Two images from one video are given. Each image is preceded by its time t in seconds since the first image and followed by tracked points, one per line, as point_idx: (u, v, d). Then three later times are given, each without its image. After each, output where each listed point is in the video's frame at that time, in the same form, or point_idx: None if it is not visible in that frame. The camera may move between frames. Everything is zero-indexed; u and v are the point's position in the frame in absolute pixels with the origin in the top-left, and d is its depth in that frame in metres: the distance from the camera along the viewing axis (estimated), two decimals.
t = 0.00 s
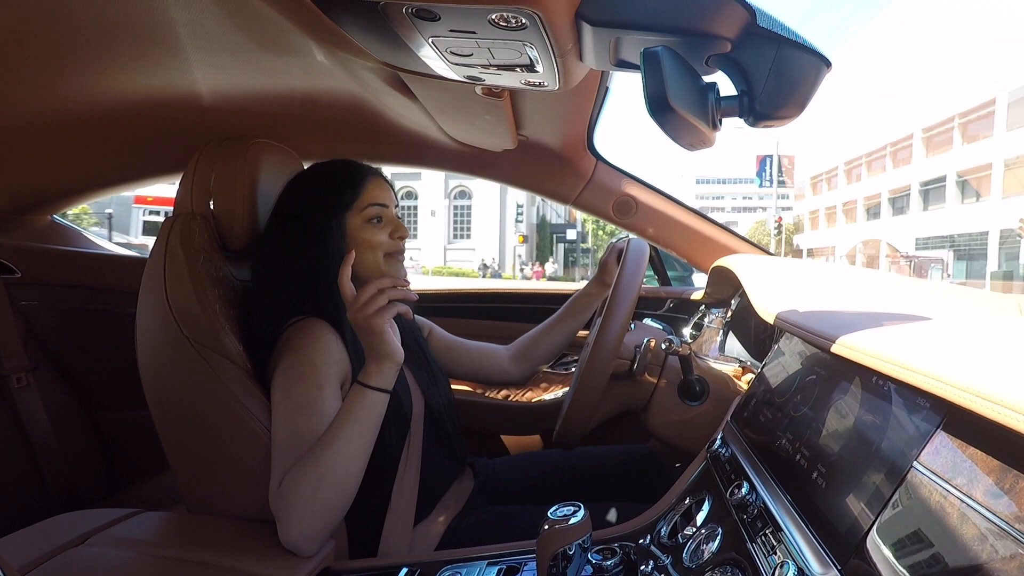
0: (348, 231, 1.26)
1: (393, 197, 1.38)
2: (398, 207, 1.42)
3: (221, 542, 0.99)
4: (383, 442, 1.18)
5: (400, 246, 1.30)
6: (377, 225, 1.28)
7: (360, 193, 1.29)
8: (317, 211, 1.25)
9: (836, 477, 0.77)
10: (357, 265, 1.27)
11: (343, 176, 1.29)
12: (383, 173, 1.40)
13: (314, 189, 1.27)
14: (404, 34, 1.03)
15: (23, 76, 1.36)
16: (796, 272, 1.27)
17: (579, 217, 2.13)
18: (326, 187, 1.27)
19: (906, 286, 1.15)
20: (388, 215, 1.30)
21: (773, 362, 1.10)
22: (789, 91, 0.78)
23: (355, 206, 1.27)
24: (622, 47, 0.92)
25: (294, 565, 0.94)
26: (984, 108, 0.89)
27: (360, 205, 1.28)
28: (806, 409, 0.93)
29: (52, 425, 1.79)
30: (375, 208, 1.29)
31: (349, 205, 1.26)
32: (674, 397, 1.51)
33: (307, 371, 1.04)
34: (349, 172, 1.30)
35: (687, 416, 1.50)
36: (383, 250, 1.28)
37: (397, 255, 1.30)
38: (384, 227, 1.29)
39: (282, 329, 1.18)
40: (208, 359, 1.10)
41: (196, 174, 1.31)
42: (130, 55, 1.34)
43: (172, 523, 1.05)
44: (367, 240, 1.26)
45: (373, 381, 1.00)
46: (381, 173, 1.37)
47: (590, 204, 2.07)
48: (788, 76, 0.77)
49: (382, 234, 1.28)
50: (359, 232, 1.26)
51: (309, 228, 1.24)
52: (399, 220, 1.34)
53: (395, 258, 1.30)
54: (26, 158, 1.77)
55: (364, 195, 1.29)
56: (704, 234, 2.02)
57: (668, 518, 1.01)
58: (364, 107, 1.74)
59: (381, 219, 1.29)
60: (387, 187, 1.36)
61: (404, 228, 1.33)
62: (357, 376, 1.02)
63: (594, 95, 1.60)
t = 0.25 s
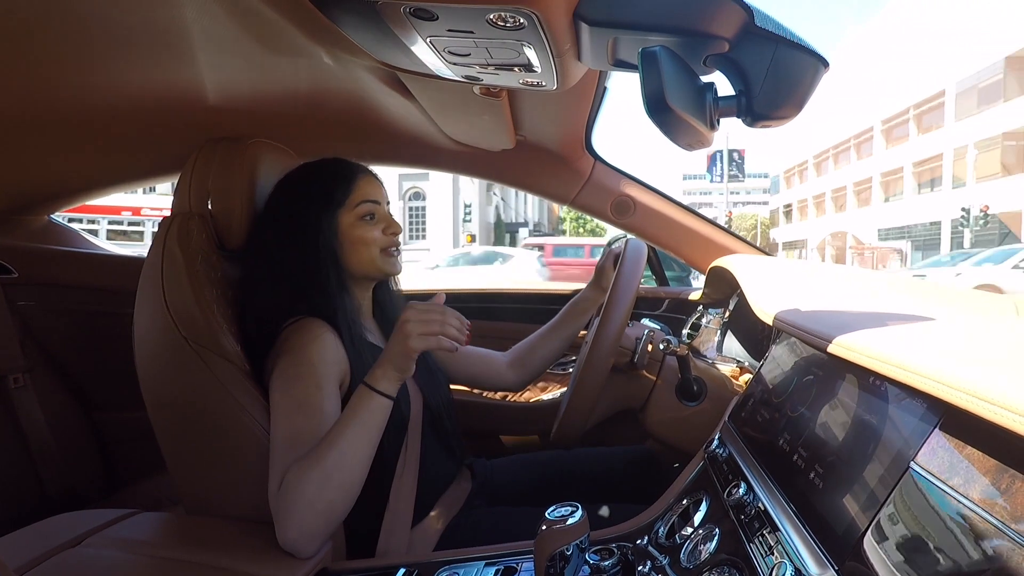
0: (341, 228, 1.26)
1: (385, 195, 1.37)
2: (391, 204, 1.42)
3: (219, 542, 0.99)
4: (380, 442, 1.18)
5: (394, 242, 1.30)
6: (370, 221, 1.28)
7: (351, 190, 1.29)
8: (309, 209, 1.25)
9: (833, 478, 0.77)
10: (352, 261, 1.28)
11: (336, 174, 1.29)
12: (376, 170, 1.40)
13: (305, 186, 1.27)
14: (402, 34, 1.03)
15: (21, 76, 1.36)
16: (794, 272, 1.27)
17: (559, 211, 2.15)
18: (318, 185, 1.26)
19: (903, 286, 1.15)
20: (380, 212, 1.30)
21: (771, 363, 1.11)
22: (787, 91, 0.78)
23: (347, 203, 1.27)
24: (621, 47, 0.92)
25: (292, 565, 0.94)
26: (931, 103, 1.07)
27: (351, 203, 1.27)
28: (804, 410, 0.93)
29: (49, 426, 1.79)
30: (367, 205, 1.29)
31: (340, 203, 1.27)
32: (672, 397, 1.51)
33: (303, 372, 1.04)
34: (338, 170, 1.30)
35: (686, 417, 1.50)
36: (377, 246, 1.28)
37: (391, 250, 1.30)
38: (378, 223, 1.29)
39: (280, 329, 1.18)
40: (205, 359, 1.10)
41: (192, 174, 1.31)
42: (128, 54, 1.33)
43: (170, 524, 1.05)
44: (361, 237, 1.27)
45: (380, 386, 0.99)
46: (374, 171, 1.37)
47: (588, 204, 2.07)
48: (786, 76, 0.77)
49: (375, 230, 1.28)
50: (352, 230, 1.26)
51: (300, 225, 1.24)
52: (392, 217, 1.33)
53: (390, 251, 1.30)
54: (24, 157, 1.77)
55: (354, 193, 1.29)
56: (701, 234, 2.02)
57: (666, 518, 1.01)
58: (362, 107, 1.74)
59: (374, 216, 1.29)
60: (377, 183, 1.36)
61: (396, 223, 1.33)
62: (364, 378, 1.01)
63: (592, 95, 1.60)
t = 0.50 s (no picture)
0: (345, 236, 1.26)
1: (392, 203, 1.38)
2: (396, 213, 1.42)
3: (215, 547, 0.99)
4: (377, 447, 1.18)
5: (397, 251, 1.32)
6: (375, 231, 1.29)
7: (358, 199, 1.28)
8: (314, 217, 1.24)
9: (830, 482, 0.77)
10: (355, 271, 1.28)
11: (343, 183, 1.29)
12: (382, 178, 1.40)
13: (309, 194, 1.27)
14: (399, 38, 1.03)
15: (18, 79, 1.35)
16: (791, 276, 1.27)
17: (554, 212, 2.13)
18: (322, 193, 1.26)
19: (898, 291, 1.16)
20: (385, 222, 1.31)
21: (768, 367, 1.11)
22: (784, 95, 0.78)
23: (353, 212, 1.27)
24: (618, 52, 0.93)
25: (288, 570, 0.93)
26: (893, 104, 1.11)
27: (358, 212, 1.27)
28: (801, 414, 0.93)
29: (45, 431, 1.78)
30: (373, 215, 1.29)
31: (348, 211, 1.26)
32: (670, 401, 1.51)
33: (302, 379, 1.04)
34: (347, 178, 1.30)
35: (683, 421, 1.50)
36: (380, 257, 1.29)
37: (393, 261, 1.32)
38: (382, 234, 1.30)
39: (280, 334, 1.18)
40: (203, 364, 1.10)
41: (191, 178, 1.31)
42: (125, 58, 1.33)
43: (166, 529, 1.04)
44: (366, 247, 1.27)
45: (383, 392, 0.99)
46: (380, 179, 1.37)
47: (586, 208, 2.07)
48: (783, 80, 0.77)
49: (380, 242, 1.29)
50: (357, 240, 1.26)
51: (305, 232, 1.24)
52: (396, 226, 1.34)
53: (392, 263, 1.32)
54: (21, 161, 1.76)
55: (363, 201, 1.29)
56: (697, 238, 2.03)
57: (664, 522, 1.01)
58: (360, 111, 1.74)
59: (379, 226, 1.30)
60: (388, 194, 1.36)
61: (400, 234, 1.34)
62: (367, 385, 1.01)
63: (589, 98, 1.60)
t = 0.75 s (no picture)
0: (343, 235, 1.25)
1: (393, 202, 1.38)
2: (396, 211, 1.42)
3: (214, 547, 0.99)
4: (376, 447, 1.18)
5: (396, 251, 1.31)
6: (374, 230, 1.29)
7: (359, 198, 1.28)
8: (313, 215, 1.24)
9: (829, 482, 0.77)
10: (354, 270, 1.28)
11: (344, 181, 1.28)
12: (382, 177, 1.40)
13: (308, 193, 1.27)
14: (398, 37, 1.03)
15: (16, 78, 1.35)
16: (790, 276, 1.27)
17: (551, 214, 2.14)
18: (321, 191, 1.26)
19: (897, 291, 1.16)
20: (385, 221, 1.31)
21: (767, 366, 1.11)
22: (782, 94, 0.78)
23: (353, 211, 1.27)
24: (616, 51, 0.93)
25: (287, 570, 0.93)
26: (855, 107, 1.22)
27: (358, 211, 1.27)
28: (800, 413, 0.93)
29: (43, 430, 1.78)
30: (372, 214, 1.29)
31: (347, 210, 1.26)
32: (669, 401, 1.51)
33: (302, 378, 1.04)
34: (347, 177, 1.29)
35: (682, 420, 1.50)
36: (379, 255, 1.29)
37: (392, 260, 1.32)
38: (381, 233, 1.30)
39: (278, 333, 1.18)
40: (202, 362, 1.10)
41: (190, 177, 1.31)
42: (123, 57, 1.33)
43: (165, 528, 1.04)
44: (365, 246, 1.27)
45: (386, 395, 0.99)
46: (380, 178, 1.37)
47: (585, 208, 2.07)
48: (782, 79, 0.77)
49: (379, 241, 1.29)
50: (356, 239, 1.26)
51: (304, 232, 1.23)
52: (396, 225, 1.34)
53: (391, 262, 1.32)
54: (20, 160, 1.76)
55: (362, 200, 1.28)
56: (696, 237, 2.03)
57: (663, 521, 1.01)
58: (360, 110, 1.74)
59: (378, 224, 1.30)
60: (388, 193, 1.36)
61: (400, 233, 1.34)
62: (373, 388, 1.01)
63: (589, 98, 1.60)
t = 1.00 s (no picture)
0: (336, 229, 1.26)
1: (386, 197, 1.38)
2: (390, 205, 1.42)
3: (212, 543, 0.99)
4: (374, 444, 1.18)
5: (390, 242, 1.32)
6: (367, 223, 1.29)
7: (350, 191, 1.29)
8: (308, 210, 1.24)
9: (826, 477, 0.78)
10: (350, 263, 1.29)
11: (336, 175, 1.29)
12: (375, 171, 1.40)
13: (303, 188, 1.27)
14: (396, 34, 1.03)
15: (12, 75, 1.35)
16: (786, 273, 1.28)
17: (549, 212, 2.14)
18: (316, 186, 1.26)
19: (892, 287, 1.17)
20: (378, 214, 1.31)
21: (764, 362, 1.11)
22: (778, 91, 0.79)
23: (344, 205, 1.27)
24: (613, 49, 0.93)
25: (285, 567, 0.93)
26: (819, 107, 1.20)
27: (349, 204, 1.28)
28: (797, 410, 0.93)
29: (39, 428, 1.78)
30: (365, 207, 1.30)
31: (339, 203, 1.27)
32: (666, 398, 1.51)
33: (298, 375, 1.04)
34: (338, 171, 1.30)
35: (679, 416, 1.50)
36: (373, 248, 1.29)
37: (386, 252, 1.32)
38: (375, 225, 1.30)
39: (274, 329, 1.18)
40: (199, 359, 1.09)
41: (186, 175, 1.30)
42: (118, 53, 1.33)
43: (163, 525, 1.04)
44: (359, 239, 1.28)
45: (383, 392, 0.99)
46: (373, 172, 1.37)
47: (582, 205, 2.08)
48: (779, 76, 0.78)
49: (373, 233, 1.29)
50: (351, 232, 1.27)
51: (299, 226, 1.23)
52: (389, 218, 1.34)
53: (386, 254, 1.32)
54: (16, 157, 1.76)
55: (353, 193, 1.29)
56: (694, 235, 2.04)
57: (660, 517, 1.01)
58: (357, 108, 1.74)
59: (371, 217, 1.30)
60: (380, 186, 1.36)
61: (393, 225, 1.35)
62: (368, 383, 1.00)
63: (586, 95, 1.60)
